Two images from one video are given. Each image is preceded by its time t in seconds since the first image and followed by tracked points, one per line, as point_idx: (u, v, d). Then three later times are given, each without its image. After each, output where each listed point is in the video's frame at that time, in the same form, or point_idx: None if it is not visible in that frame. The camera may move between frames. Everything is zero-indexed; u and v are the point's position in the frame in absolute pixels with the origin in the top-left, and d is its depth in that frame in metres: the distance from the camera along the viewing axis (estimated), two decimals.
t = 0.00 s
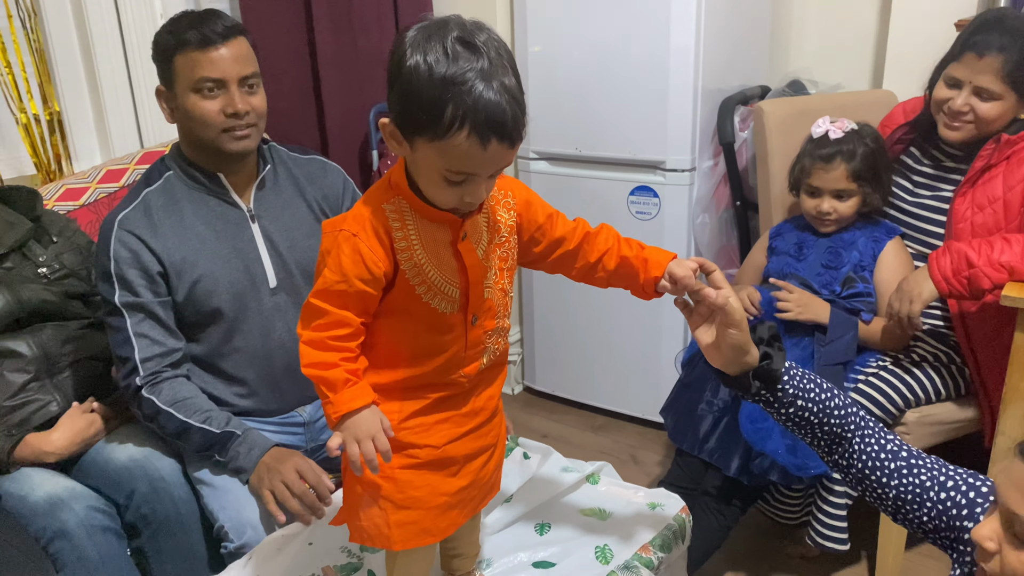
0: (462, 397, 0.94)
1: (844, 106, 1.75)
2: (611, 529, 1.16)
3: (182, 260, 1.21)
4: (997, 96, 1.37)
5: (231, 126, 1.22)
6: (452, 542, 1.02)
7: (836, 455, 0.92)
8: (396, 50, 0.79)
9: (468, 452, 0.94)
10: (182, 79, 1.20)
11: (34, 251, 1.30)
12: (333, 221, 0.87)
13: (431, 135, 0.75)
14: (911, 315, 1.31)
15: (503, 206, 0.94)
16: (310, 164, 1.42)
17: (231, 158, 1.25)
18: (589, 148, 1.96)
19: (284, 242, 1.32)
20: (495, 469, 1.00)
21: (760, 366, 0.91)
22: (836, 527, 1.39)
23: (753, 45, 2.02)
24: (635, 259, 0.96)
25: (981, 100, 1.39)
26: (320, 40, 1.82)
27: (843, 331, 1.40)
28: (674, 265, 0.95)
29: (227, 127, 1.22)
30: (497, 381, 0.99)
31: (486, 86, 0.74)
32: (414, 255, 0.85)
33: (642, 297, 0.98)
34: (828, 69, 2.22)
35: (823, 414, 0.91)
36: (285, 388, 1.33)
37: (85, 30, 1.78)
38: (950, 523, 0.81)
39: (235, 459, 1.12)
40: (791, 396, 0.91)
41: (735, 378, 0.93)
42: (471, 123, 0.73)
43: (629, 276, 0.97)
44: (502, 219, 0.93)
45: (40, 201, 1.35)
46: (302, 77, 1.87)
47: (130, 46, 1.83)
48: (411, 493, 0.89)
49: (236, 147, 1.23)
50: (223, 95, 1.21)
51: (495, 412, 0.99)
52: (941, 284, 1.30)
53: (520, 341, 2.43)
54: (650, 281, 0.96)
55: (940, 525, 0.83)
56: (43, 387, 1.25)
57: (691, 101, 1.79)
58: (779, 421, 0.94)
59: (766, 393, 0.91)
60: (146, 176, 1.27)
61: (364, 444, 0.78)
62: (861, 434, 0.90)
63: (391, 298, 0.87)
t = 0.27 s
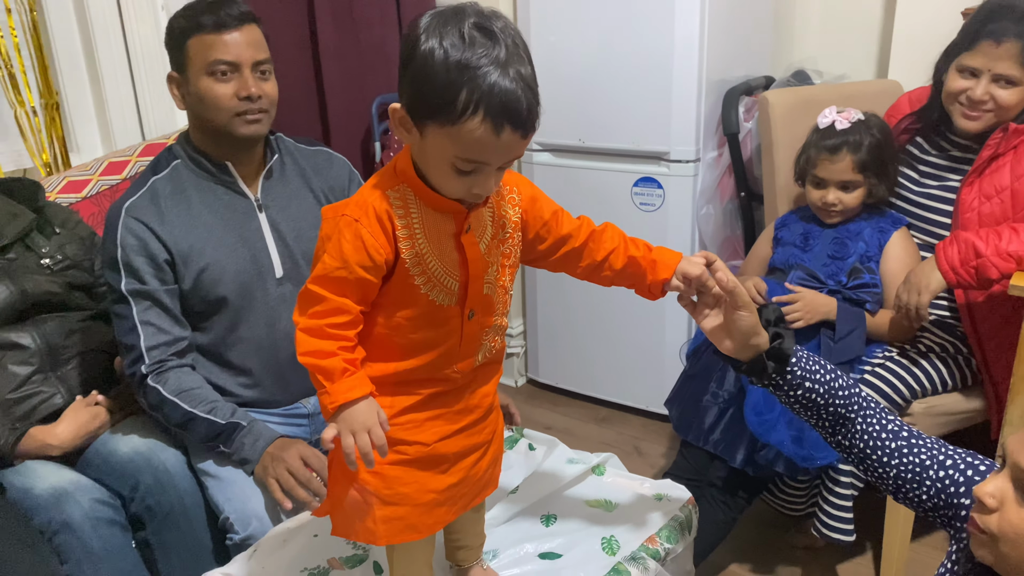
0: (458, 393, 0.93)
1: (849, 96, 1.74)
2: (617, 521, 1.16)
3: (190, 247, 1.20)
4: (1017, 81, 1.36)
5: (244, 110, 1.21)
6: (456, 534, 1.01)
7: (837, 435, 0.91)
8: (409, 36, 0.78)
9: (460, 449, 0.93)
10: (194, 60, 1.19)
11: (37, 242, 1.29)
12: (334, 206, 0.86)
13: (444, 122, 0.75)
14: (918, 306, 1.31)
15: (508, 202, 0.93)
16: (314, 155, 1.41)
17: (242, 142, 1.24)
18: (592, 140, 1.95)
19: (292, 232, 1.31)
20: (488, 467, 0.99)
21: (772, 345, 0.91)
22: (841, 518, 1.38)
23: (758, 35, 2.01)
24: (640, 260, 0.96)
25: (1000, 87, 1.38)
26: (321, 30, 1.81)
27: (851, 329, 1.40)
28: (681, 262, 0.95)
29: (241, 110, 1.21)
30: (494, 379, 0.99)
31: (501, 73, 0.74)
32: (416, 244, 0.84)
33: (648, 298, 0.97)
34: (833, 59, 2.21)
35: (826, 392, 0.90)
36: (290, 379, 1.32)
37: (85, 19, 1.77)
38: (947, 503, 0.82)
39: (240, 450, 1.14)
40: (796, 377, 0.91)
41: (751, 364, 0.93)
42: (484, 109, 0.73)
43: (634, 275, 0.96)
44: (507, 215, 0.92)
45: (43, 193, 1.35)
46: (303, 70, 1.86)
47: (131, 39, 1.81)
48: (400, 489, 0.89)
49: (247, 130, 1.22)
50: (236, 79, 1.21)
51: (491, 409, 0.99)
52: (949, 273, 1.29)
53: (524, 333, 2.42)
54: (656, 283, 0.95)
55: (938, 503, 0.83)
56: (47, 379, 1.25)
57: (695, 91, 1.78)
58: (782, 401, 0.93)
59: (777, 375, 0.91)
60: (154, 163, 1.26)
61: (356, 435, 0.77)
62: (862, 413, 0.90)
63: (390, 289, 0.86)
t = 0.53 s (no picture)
0: (464, 385, 0.92)
1: (855, 86, 1.74)
2: (621, 513, 1.15)
3: (200, 237, 1.19)
4: None
5: (263, 114, 1.19)
6: (461, 524, 1.01)
7: (838, 433, 0.91)
8: (411, 26, 0.77)
9: (468, 441, 0.93)
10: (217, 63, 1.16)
11: (40, 233, 1.28)
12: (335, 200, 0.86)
13: (456, 113, 0.74)
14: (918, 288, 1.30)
15: (512, 192, 0.92)
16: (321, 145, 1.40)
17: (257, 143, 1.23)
18: (596, 131, 1.94)
19: (303, 223, 1.31)
20: (495, 457, 0.99)
21: (776, 342, 0.90)
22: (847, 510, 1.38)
23: (762, 25, 2.00)
24: (628, 270, 0.99)
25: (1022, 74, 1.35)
26: (323, 22, 1.81)
27: (856, 318, 1.39)
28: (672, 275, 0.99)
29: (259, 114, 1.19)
30: (499, 370, 0.98)
31: (510, 60, 0.74)
32: (419, 237, 0.83)
33: (631, 305, 1.01)
34: (837, 50, 2.20)
35: (826, 390, 0.90)
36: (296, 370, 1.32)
37: (86, 8, 1.76)
38: (947, 494, 0.81)
39: (247, 439, 1.02)
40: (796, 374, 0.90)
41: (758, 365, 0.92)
42: (499, 97, 0.73)
43: (624, 281, 0.99)
44: (511, 206, 0.92)
45: (46, 184, 1.34)
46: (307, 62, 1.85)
47: (134, 29, 1.81)
48: (408, 481, 0.88)
49: (264, 134, 1.20)
50: (258, 83, 1.18)
51: (497, 401, 0.98)
52: (954, 262, 1.28)
53: (527, 326, 2.42)
54: (645, 293, 0.99)
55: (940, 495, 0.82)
56: (52, 371, 1.25)
57: (700, 81, 1.77)
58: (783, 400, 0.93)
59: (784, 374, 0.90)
60: (168, 152, 1.25)
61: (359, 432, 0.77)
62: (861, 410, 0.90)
63: (394, 282, 0.85)
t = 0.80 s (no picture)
0: (463, 387, 0.92)
1: (859, 82, 1.73)
2: (625, 509, 1.16)
3: (207, 237, 1.19)
4: None
5: (275, 130, 1.17)
6: (465, 523, 1.01)
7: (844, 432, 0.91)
8: (410, 20, 0.78)
9: (468, 441, 0.93)
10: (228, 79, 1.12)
11: (45, 231, 1.29)
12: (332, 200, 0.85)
13: (465, 107, 0.75)
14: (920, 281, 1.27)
15: (510, 191, 0.92)
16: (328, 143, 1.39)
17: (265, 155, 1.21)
18: (600, 128, 1.94)
19: (312, 222, 1.31)
20: (497, 457, 0.99)
21: (774, 334, 0.93)
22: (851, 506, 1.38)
23: (767, 21, 2.00)
24: (623, 274, 0.99)
25: None
26: (327, 19, 1.81)
27: (860, 312, 1.38)
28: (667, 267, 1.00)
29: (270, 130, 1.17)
30: (500, 371, 0.98)
31: (515, 51, 0.75)
32: (416, 237, 0.83)
33: (626, 308, 1.01)
34: (841, 46, 2.20)
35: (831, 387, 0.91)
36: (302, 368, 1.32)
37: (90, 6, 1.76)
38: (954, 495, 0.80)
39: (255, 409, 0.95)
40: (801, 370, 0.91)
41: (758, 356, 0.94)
42: (509, 87, 0.74)
43: (619, 284, 1.00)
44: (510, 206, 0.92)
45: (50, 182, 1.35)
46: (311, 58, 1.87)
47: (137, 27, 1.81)
48: (410, 484, 0.89)
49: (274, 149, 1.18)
50: (271, 100, 1.14)
51: (498, 402, 0.98)
52: (959, 258, 1.27)
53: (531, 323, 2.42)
54: (642, 294, 0.99)
55: (948, 494, 0.81)
56: (58, 368, 1.25)
57: (705, 78, 1.77)
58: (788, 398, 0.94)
59: (782, 366, 0.93)
60: (177, 154, 1.23)
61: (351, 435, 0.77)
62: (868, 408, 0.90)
63: (391, 284, 0.85)
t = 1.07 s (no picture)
0: (468, 387, 0.93)
1: (863, 82, 1.73)
2: (628, 507, 1.16)
3: (211, 238, 1.20)
4: None
5: (283, 146, 1.17)
6: (467, 520, 1.02)
7: (840, 433, 0.97)
8: (409, 29, 0.78)
9: (473, 441, 0.93)
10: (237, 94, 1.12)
11: (51, 231, 1.30)
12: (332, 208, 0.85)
13: (478, 113, 0.75)
14: (925, 283, 1.28)
15: (510, 190, 0.93)
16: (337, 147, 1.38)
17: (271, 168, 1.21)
18: (604, 127, 1.94)
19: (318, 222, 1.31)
20: (500, 454, 1.00)
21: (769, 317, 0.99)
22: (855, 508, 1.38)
23: (771, 20, 1.99)
24: (632, 244, 1.00)
25: None
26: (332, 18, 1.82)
27: (862, 312, 1.38)
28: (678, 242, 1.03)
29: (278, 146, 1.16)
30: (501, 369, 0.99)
31: (521, 51, 0.76)
32: (420, 243, 0.83)
33: (638, 275, 1.02)
34: (846, 45, 2.19)
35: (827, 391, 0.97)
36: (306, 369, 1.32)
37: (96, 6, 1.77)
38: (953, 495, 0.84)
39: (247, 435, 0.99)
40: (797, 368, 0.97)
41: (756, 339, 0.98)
42: (521, 89, 0.75)
43: (630, 253, 1.00)
44: (510, 205, 0.93)
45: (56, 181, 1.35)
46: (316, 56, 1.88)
47: (143, 27, 1.82)
48: (416, 483, 0.89)
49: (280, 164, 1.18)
50: (279, 115, 1.14)
51: (500, 400, 0.99)
52: (963, 258, 1.27)
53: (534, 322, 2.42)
54: (654, 259, 1.00)
55: (946, 494, 0.85)
56: (63, 367, 1.26)
57: (709, 77, 1.77)
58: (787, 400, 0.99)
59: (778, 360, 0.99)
60: (183, 162, 1.24)
61: (364, 442, 0.78)
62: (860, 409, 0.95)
63: (395, 289, 0.85)
